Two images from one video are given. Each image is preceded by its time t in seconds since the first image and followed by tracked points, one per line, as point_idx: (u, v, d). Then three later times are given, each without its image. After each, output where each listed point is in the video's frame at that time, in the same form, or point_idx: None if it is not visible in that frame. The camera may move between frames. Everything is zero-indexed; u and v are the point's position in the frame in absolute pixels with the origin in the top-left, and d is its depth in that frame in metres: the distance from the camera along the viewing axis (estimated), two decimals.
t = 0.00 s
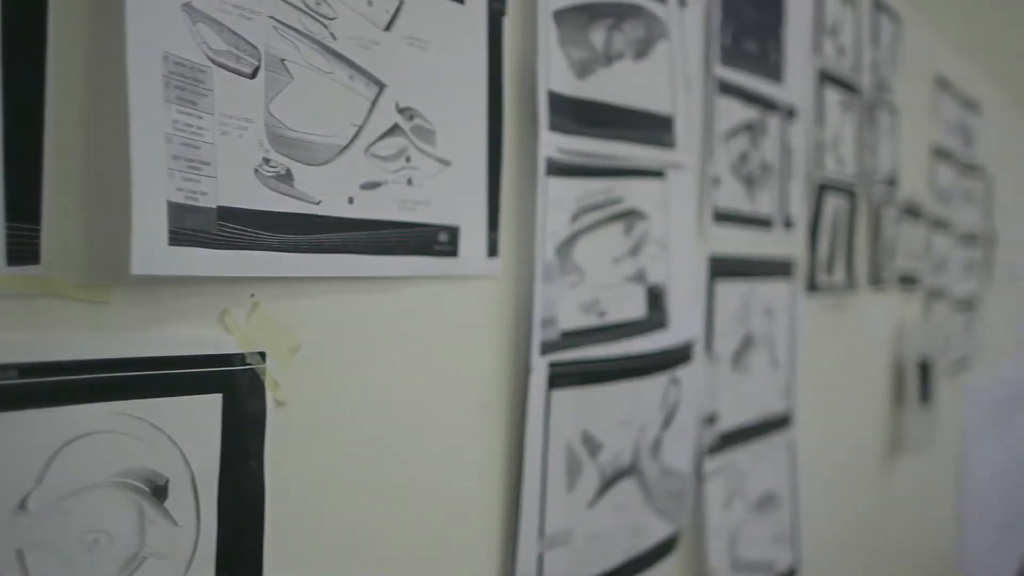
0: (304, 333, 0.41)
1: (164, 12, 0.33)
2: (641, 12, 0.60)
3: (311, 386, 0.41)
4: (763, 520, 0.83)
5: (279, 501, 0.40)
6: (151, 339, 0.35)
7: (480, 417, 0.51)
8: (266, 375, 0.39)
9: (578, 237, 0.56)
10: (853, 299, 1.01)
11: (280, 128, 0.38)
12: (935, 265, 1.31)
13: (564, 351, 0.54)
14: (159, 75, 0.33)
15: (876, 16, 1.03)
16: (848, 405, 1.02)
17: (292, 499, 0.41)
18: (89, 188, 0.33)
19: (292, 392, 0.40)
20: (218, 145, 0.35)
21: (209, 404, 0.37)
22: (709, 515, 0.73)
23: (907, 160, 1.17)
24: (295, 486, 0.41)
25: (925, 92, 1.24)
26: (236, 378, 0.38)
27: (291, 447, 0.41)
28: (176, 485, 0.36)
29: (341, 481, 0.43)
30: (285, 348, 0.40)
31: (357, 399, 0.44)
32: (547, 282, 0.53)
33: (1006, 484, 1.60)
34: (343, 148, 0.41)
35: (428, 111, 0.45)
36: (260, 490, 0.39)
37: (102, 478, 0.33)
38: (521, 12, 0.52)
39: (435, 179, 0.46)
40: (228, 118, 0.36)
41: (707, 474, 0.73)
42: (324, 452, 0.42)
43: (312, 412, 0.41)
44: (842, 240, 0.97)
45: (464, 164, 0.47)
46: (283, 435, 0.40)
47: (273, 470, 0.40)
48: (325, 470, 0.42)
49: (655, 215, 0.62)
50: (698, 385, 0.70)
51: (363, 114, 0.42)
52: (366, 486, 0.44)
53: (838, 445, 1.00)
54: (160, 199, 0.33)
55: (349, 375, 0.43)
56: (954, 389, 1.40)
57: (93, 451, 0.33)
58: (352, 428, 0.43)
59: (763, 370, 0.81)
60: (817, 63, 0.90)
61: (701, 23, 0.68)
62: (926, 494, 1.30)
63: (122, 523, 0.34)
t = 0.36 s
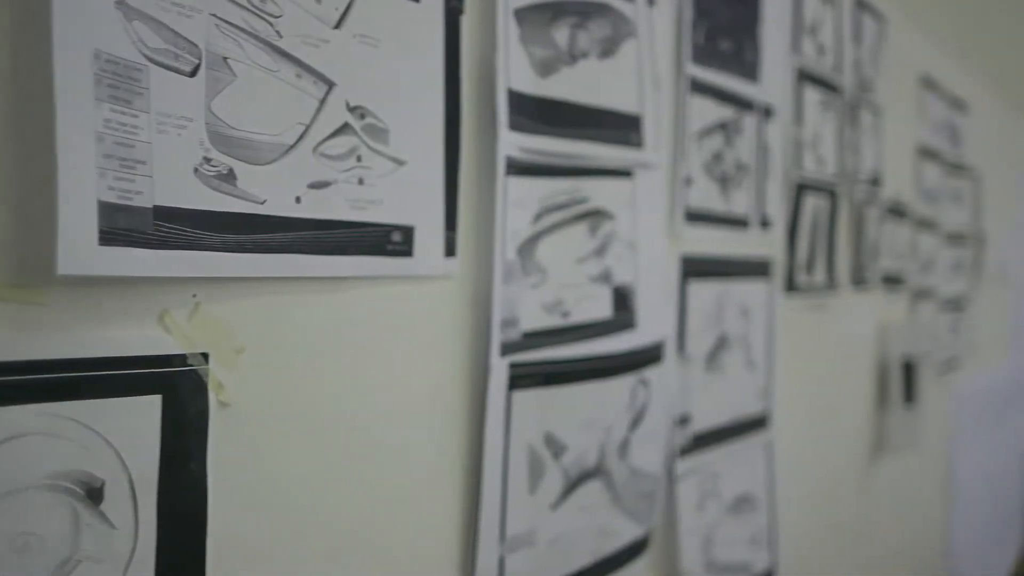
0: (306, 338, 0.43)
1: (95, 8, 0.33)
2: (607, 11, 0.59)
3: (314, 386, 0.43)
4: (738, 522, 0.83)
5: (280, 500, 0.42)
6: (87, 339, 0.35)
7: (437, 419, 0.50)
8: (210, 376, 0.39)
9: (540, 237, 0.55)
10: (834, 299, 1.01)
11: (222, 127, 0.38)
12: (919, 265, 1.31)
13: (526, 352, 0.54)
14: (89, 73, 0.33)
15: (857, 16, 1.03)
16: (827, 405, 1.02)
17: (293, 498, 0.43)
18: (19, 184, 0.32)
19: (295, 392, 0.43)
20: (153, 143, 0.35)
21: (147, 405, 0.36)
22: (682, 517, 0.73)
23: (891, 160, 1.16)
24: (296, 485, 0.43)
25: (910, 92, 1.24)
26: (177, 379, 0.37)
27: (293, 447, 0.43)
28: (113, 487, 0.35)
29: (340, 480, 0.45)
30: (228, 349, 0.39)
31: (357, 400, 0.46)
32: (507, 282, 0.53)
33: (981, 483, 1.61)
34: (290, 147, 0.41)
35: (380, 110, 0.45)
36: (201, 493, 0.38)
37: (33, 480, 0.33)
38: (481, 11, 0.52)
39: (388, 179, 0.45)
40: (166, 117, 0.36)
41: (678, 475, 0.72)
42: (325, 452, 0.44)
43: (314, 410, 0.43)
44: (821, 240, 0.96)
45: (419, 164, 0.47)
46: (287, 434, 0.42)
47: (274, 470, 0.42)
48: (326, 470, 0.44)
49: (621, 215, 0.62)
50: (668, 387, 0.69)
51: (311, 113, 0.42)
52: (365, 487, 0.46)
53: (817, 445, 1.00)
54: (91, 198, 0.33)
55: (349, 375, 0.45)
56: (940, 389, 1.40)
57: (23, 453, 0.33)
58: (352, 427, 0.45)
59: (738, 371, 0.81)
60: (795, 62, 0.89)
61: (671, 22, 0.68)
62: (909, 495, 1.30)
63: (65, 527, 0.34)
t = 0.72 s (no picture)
0: (305, 341, 0.45)
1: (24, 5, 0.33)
2: (572, 9, 0.59)
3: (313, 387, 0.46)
4: (713, 523, 0.82)
5: (280, 500, 0.44)
6: (20, 340, 0.34)
7: (392, 421, 0.50)
8: (150, 378, 0.38)
9: (501, 238, 0.55)
10: (814, 299, 1.00)
11: (162, 126, 0.38)
12: (905, 266, 1.30)
13: (486, 353, 0.54)
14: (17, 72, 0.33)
15: (836, 15, 1.02)
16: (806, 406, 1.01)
17: (292, 499, 0.45)
18: None
19: (295, 393, 0.45)
20: (87, 142, 0.35)
21: (83, 407, 0.36)
22: (653, 519, 0.73)
23: (873, 159, 1.16)
24: (295, 485, 0.45)
25: (894, 92, 1.23)
26: (115, 380, 0.37)
27: (292, 448, 0.45)
28: (46, 488, 0.35)
29: (340, 480, 0.47)
30: (170, 350, 0.39)
31: (354, 400, 0.48)
32: (466, 283, 0.52)
33: (968, 484, 1.61)
34: (234, 147, 0.40)
35: (330, 109, 0.45)
36: (141, 495, 0.38)
37: None
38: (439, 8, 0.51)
39: (339, 178, 0.45)
40: (101, 115, 0.35)
41: (649, 477, 0.72)
42: (324, 453, 0.46)
43: (314, 410, 0.46)
44: (799, 240, 0.96)
45: (374, 164, 0.47)
46: (287, 434, 0.44)
47: (274, 470, 0.44)
48: (326, 470, 0.46)
49: (587, 215, 0.61)
50: (638, 388, 0.69)
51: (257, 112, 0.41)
52: (365, 487, 0.49)
53: (796, 446, 0.99)
54: (18, 196, 0.33)
55: (348, 377, 0.47)
56: (926, 390, 1.40)
57: None
58: (351, 428, 0.48)
59: (712, 371, 0.81)
60: (774, 61, 0.89)
61: (641, 20, 0.68)
62: (893, 495, 1.30)
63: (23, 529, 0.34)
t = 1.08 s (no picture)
0: (304, 344, 0.47)
1: None
2: (535, 7, 0.59)
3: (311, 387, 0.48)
4: (687, 524, 0.82)
5: (280, 500, 0.46)
6: None
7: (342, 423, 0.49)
8: (88, 379, 0.38)
9: (461, 237, 0.55)
10: (793, 299, 1.00)
11: (100, 125, 0.37)
12: (888, 266, 1.30)
13: (444, 354, 0.53)
14: None
15: (815, 14, 1.02)
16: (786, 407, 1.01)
17: (292, 499, 0.47)
18: None
19: (295, 393, 0.47)
20: (19, 141, 0.35)
21: (16, 406, 0.36)
22: (625, 521, 0.72)
23: (854, 159, 1.16)
24: (295, 485, 0.47)
25: (876, 91, 1.23)
26: (50, 380, 0.37)
27: (292, 448, 0.47)
28: None
29: (338, 480, 0.49)
30: (110, 350, 0.39)
31: (352, 402, 0.50)
32: (423, 283, 0.52)
33: (953, 485, 1.61)
34: (176, 145, 0.40)
35: (279, 108, 0.44)
36: (79, 498, 0.38)
37: None
38: (396, 6, 0.51)
39: (288, 178, 0.45)
40: (33, 114, 0.35)
41: (620, 478, 0.72)
42: (324, 453, 0.48)
43: (314, 410, 0.48)
44: (778, 240, 0.96)
45: (326, 163, 0.46)
46: (286, 435, 0.46)
47: (274, 470, 0.46)
48: (325, 471, 0.48)
49: (552, 215, 0.61)
50: (607, 389, 0.69)
51: (200, 111, 0.41)
52: (361, 488, 0.50)
53: (775, 447, 0.99)
54: None
55: (347, 378, 0.49)
56: (911, 390, 1.39)
57: None
58: (347, 429, 0.49)
59: (686, 371, 0.80)
60: (750, 61, 0.89)
61: (609, 19, 0.67)
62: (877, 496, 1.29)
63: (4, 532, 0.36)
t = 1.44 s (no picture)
0: (302, 346, 0.49)
1: None
2: (501, 6, 0.58)
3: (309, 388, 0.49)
4: (663, 525, 0.82)
5: (280, 500, 0.48)
6: None
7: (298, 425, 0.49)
8: (32, 380, 0.38)
9: (424, 237, 0.54)
10: (774, 300, 1.00)
11: (42, 125, 0.37)
12: (874, 266, 1.30)
13: (405, 355, 0.53)
14: None
15: (797, 14, 1.02)
16: (766, 407, 1.01)
17: (292, 499, 0.49)
18: None
19: (293, 393, 0.48)
20: None
21: None
22: (597, 523, 0.72)
23: (838, 159, 1.16)
24: (293, 485, 0.49)
25: (861, 90, 1.23)
26: None
27: (291, 449, 0.48)
28: None
29: (335, 481, 0.51)
30: (55, 351, 0.38)
31: (348, 403, 0.51)
32: (384, 284, 0.52)
33: (938, 485, 1.61)
34: (123, 145, 0.40)
35: (231, 107, 0.44)
36: (23, 499, 0.37)
37: None
38: (356, 4, 0.50)
39: (239, 177, 0.44)
40: None
41: (592, 479, 0.71)
42: (321, 453, 0.50)
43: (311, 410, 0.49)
44: (757, 240, 0.95)
45: (281, 164, 0.46)
46: (285, 435, 0.48)
47: (273, 470, 0.48)
48: (321, 471, 0.50)
49: (518, 215, 0.60)
50: (577, 390, 0.68)
51: (148, 110, 0.41)
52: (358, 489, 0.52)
53: (754, 448, 0.99)
54: None
55: (343, 380, 0.51)
56: (896, 391, 1.39)
57: None
58: (344, 430, 0.51)
59: (661, 372, 0.80)
60: (729, 61, 0.88)
61: (579, 18, 0.67)
62: (862, 496, 1.29)
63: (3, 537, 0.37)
